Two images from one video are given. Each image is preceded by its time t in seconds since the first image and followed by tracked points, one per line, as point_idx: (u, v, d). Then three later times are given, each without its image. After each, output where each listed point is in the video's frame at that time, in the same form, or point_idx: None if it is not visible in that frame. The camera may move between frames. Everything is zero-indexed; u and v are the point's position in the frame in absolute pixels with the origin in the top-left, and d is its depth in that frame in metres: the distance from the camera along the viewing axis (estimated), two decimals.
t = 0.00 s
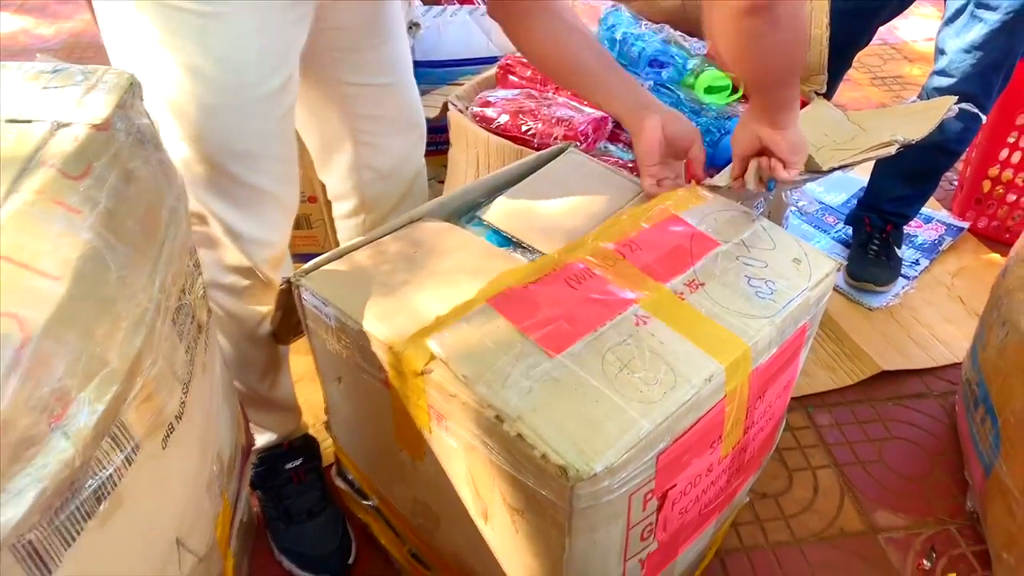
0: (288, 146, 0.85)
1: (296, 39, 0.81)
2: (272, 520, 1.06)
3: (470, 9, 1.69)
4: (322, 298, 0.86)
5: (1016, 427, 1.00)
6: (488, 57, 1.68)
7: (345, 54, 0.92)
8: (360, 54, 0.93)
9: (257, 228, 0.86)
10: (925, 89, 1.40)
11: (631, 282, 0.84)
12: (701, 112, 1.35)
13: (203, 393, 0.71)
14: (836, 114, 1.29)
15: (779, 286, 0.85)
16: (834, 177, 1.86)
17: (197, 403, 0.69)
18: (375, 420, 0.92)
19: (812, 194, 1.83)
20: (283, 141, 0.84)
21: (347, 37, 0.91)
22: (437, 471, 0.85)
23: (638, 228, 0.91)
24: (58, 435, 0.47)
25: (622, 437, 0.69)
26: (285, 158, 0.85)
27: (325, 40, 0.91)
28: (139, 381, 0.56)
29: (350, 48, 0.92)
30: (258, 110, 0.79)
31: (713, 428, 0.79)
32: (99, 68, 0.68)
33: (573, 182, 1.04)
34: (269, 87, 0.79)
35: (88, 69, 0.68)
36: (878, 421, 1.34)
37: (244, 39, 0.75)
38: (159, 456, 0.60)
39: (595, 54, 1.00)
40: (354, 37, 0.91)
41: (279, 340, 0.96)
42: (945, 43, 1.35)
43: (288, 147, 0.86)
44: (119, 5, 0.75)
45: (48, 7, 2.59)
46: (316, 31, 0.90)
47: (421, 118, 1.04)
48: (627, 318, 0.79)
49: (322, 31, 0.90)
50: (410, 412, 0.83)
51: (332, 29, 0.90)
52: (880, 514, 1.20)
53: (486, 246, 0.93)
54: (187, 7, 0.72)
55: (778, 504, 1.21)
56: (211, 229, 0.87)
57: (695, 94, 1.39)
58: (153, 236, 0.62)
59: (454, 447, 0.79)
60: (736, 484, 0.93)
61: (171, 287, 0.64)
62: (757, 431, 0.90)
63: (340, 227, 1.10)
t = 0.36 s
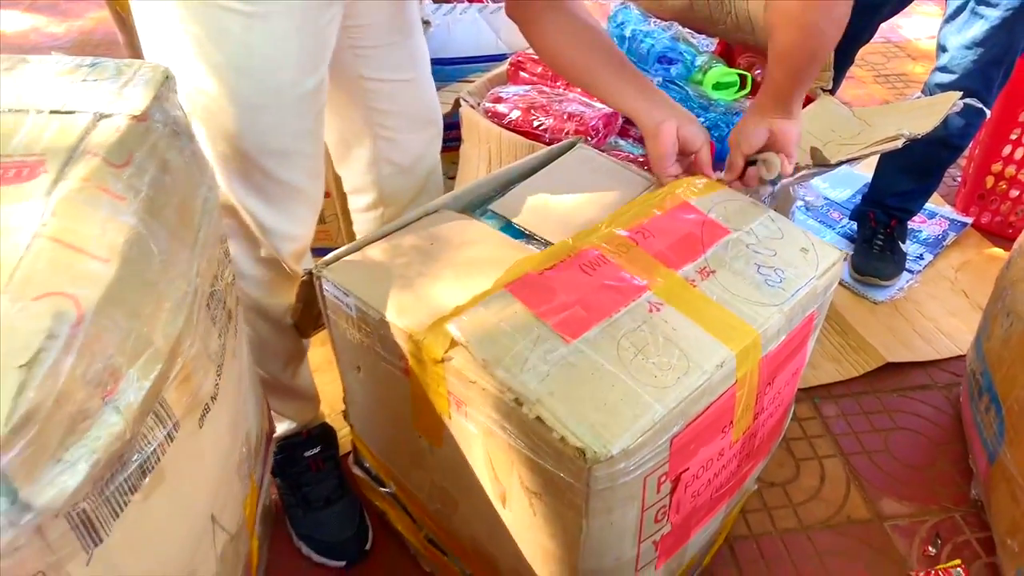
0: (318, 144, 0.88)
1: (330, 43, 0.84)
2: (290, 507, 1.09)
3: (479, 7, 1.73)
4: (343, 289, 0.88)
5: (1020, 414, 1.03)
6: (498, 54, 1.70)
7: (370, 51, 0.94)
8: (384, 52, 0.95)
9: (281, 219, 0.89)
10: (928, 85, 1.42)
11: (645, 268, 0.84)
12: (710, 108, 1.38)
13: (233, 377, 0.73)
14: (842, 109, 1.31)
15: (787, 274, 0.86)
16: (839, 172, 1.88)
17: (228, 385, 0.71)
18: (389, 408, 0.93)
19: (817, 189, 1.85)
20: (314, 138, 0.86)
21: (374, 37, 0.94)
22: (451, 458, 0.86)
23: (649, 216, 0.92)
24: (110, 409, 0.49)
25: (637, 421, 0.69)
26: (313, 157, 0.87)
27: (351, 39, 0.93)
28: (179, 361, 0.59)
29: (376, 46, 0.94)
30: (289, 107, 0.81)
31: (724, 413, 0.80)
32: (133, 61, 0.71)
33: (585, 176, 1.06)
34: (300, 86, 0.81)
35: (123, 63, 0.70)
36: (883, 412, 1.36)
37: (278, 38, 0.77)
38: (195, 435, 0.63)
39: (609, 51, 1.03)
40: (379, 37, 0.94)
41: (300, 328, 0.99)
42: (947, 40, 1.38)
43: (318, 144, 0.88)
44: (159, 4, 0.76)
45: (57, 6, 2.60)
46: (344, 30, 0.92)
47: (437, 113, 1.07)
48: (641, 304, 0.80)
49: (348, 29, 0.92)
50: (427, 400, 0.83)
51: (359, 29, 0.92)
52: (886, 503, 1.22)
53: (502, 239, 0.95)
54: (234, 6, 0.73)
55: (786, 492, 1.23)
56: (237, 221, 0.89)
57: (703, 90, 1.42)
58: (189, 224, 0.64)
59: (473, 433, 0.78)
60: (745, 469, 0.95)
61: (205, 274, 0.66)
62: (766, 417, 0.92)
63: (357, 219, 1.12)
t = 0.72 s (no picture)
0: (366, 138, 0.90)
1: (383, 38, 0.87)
2: (317, 489, 1.11)
3: (505, 4, 1.76)
4: (371, 275, 0.89)
5: None
6: (522, 51, 1.72)
7: (415, 45, 0.97)
8: (428, 46, 0.99)
9: (315, 205, 0.91)
10: (951, 85, 1.43)
11: (662, 253, 0.85)
12: (734, 105, 1.38)
13: (271, 354, 0.75)
14: (866, 109, 1.31)
15: (802, 261, 0.87)
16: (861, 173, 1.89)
17: (267, 361, 0.73)
18: (408, 394, 0.94)
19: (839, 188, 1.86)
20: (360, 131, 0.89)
21: (420, 32, 0.97)
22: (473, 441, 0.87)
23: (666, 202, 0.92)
24: (166, 374, 0.52)
25: (652, 399, 0.70)
26: (358, 152, 0.90)
27: (399, 34, 0.96)
28: (226, 333, 0.61)
29: (421, 40, 0.98)
30: (333, 98, 0.83)
31: (740, 395, 0.80)
32: (182, 48, 0.73)
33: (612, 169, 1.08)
34: (349, 79, 0.83)
35: (173, 49, 0.73)
36: (902, 410, 1.37)
37: (327, 30, 0.79)
38: (238, 406, 0.65)
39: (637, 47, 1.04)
40: (425, 31, 0.97)
41: (330, 312, 1.01)
42: (970, 41, 1.38)
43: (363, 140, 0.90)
44: None
45: None
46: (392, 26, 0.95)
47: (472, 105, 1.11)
48: (657, 288, 0.81)
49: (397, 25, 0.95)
50: (448, 380, 0.85)
51: (407, 24, 0.95)
52: (903, 499, 1.23)
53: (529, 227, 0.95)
54: None
55: (803, 485, 1.24)
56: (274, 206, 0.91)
57: (727, 88, 1.42)
58: (237, 204, 0.67)
59: (494, 414, 0.80)
60: (761, 455, 0.97)
61: (249, 253, 0.69)
62: (781, 402, 0.94)
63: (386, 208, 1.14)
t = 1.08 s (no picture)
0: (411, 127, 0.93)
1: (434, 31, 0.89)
2: (352, 473, 1.14)
3: (542, 4, 1.79)
4: (422, 260, 0.91)
5: None
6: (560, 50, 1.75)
7: (464, 41, 1.00)
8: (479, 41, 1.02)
9: (362, 193, 0.94)
10: (992, 91, 1.42)
11: (712, 240, 0.84)
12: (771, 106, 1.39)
13: (320, 334, 0.78)
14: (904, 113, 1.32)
15: (841, 257, 0.88)
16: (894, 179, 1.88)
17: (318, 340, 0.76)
18: (448, 379, 0.98)
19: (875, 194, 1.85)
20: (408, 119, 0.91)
21: (472, 27, 1.00)
22: (511, 427, 0.89)
23: (725, 170, 0.90)
24: (231, 344, 0.55)
25: (697, 398, 0.72)
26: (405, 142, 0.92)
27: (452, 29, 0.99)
28: (283, 309, 0.64)
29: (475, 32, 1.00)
30: (383, 86, 0.86)
31: (777, 395, 0.82)
32: (244, 37, 0.76)
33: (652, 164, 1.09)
34: (400, 70, 0.86)
35: (235, 38, 0.76)
36: (933, 414, 1.37)
37: (381, 22, 0.82)
38: (292, 379, 0.67)
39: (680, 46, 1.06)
40: (476, 27, 1.00)
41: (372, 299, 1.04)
42: (1012, 47, 1.38)
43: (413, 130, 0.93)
44: None
45: None
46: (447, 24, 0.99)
47: (520, 99, 1.13)
48: (706, 278, 0.81)
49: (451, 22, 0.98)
50: (494, 370, 0.87)
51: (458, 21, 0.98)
52: (932, 502, 1.23)
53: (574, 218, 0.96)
54: None
55: (832, 486, 1.25)
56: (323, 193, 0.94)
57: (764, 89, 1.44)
58: (295, 187, 0.70)
59: (540, 402, 0.82)
60: (791, 455, 0.98)
61: (305, 234, 0.72)
62: (814, 403, 0.94)
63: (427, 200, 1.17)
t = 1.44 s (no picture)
0: (466, 114, 0.95)
1: (491, 22, 0.91)
2: (394, 452, 1.16)
3: None
4: (472, 246, 0.94)
5: None
6: (605, 48, 1.76)
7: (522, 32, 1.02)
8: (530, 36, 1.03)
9: (419, 176, 0.96)
10: None
11: (759, 240, 0.85)
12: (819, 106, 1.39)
13: (378, 309, 0.80)
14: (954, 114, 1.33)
15: (891, 259, 0.88)
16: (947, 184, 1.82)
17: (376, 315, 0.78)
18: (494, 362, 1.00)
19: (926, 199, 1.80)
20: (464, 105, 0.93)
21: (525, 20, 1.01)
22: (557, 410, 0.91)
23: (764, 185, 0.92)
24: (305, 308, 0.57)
25: (749, 386, 0.72)
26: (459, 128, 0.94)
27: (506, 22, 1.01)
28: (350, 280, 0.66)
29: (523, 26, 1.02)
30: (444, 72, 0.88)
31: (826, 388, 0.81)
32: (314, 18, 0.79)
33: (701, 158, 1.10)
34: (460, 56, 0.88)
35: (306, 19, 0.78)
36: (975, 420, 1.36)
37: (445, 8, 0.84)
38: (354, 350, 0.70)
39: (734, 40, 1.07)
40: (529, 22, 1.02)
41: (422, 281, 1.06)
42: None
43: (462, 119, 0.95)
44: None
45: None
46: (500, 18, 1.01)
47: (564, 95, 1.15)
48: (755, 274, 0.81)
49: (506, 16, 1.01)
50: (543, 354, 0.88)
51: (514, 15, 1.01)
52: (973, 507, 1.22)
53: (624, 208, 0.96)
54: None
55: (871, 486, 1.25)
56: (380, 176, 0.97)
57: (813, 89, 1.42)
58: (362, 165, 0.72)
59: (588, 386, 0.83)
60: (836, 449, 0.95)
61: (369, 211, 0.74)
62: (860, 400, 0.93)
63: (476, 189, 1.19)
